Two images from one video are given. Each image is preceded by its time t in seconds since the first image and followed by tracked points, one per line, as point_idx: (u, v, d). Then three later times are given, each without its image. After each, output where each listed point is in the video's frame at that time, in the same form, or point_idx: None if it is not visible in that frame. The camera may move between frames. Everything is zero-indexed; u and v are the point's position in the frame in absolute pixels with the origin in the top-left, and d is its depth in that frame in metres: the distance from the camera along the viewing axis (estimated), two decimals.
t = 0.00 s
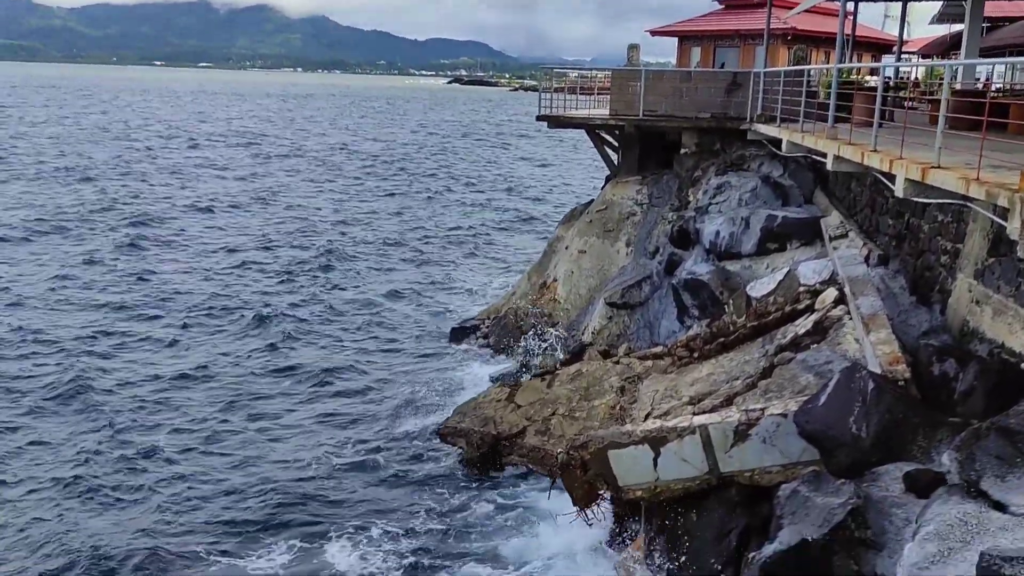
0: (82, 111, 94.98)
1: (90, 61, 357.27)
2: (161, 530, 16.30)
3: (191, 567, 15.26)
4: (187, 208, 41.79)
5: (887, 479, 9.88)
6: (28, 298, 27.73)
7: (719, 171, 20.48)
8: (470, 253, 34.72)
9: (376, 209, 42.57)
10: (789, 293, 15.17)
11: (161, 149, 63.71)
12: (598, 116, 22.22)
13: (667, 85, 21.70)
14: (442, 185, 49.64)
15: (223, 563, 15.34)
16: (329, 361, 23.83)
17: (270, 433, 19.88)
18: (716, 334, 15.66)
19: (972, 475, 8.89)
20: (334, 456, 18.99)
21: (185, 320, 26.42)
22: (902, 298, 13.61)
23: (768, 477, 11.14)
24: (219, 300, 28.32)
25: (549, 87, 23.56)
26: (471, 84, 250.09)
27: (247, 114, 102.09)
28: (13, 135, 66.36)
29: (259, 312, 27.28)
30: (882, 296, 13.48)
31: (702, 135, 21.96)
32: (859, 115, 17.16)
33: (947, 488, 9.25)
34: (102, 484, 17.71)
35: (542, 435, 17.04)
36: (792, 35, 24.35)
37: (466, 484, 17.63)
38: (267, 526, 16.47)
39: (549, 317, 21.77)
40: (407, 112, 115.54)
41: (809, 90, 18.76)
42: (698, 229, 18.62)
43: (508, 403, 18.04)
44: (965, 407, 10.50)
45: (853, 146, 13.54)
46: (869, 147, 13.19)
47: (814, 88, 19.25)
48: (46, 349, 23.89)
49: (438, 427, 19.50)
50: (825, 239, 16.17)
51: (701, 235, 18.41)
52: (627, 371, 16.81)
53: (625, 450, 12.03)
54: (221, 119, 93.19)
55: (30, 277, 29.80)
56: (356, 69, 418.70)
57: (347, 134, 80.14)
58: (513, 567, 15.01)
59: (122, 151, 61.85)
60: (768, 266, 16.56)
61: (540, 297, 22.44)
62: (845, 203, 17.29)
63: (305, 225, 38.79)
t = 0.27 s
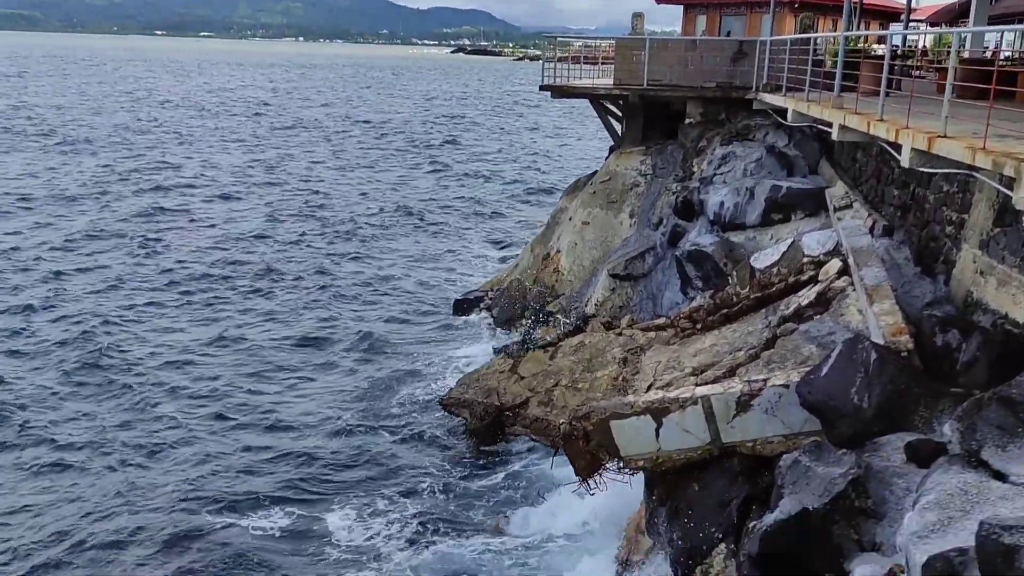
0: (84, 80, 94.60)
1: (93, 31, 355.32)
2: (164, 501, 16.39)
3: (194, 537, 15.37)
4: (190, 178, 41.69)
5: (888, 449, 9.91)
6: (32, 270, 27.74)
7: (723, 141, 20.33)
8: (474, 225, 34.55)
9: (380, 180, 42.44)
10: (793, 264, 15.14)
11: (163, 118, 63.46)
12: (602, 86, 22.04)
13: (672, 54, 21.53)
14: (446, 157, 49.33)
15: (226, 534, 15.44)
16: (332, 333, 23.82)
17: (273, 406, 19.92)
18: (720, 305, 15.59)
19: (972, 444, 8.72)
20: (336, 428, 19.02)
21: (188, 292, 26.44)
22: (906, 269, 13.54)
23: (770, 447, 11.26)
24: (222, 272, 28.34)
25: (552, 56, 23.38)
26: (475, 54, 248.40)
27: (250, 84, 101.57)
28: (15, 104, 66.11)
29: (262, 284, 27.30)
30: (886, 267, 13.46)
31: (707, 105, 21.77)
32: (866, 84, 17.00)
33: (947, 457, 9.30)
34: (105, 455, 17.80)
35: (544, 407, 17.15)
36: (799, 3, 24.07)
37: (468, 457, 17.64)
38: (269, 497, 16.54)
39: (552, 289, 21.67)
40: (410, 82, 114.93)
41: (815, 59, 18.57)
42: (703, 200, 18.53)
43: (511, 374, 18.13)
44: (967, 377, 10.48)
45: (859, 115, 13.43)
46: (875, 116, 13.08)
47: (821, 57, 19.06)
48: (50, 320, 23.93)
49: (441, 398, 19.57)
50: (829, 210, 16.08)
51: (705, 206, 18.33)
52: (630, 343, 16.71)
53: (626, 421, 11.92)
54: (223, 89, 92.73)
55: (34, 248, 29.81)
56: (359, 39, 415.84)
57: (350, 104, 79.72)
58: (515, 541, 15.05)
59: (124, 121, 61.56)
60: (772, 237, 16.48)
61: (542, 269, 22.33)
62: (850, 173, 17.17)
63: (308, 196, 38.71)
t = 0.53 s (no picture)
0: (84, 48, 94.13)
1: None
2: (169, 473, 16.53)
3: (199, 510, 15.53)
4: (192, 147, 41.57)
5: (891, 419, 9.92)
6: (34, 242, 27.74)
7: (728, 111, 20.17)
8: (477, 196, 34.39)
9: (382, 150, 42.31)
10: (798, 234, 15.07)
11: (165, 86, 63.17)
12: (606, 54, 21.89)
13: (677, 22, 21.33)
14: (448, 126, 49.00)
15: (230, 507, 15.59)
16: (335, 306, 23.87)
17: (275, 377, 19.98)
18: (724, 277, 15.55)
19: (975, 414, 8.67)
20: (339, 400, 19.11)
21: (192, 264, 26.49)
22: (910, 239, 13.49)
23: (773, 417, 11.28)
24: (225, 243, 28.35)
25: (556, 25, 23.18)
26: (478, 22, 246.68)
27: (251, 52, 101.00)
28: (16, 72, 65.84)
29: (266, 256, 27.33)
30: (891, 237, 13.39)
31: (712, 74, 21.52)
32: (873, 53, 16.82)
33: (950, 427, 9.31)
34: (110, 427, 17.91)
35: (547, 376, 17.29)
36: None
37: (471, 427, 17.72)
38: (273, 468, 16.67)
39: (555, 260, 21.62)
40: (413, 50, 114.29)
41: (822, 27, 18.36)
42: (707, 170, 18.42)
43: (514, 345, 18.05)
44: (970, 347, 10.49)
45: (866, 84, 13.29)
46: (882, 85, 12.95)
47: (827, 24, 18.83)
48: (55, 293, 24.00)
49: (444, 369, 19.63)
50: (835, 180, 15.98)
51: (709, 176, 18.22)
52: (633, 314, 16.71)
53: (629, 390, 11.95)
54: (224, 57, 92.25)
55: (38, 219, 29.82)
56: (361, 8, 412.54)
57: (352, 72, 79.31)
58: (518, 509, 15.13)
59: (124, 89, 61.16)
60: (777, 208, 16.39)
61: (545, 240, 22.27)
62: (855, 143, 17.04)
63: (311, 166, 38.62)
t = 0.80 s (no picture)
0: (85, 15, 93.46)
1: None
2: (174, 444, 16.59)
3: (203, 480, 15.61)
4: (195, 116, 41.36)
5: (894, 390, 9.94)
6: (36, 212, 27.68)
7: (733, 80, 19.98)
8: (480, 167, 34.19)
9: (385, 120, 42.09)
10: (803, 205, 15.03)
11: (166, 54, 62.79)
12: (609, 23, 21.77)
13: None
14: (452, 97, 48.61)
15: (234, 477, 15.66)
16: (338, 277, 23.83)
17: (280, 348, 20.02)
18: (727, 248, 15.52)
19: (980, 383, 8.68)
20: (343, 370, 19.15)
21: (196, 234, 26.44)
22: (916, 210, 13.42)
23: (776, 388, 11.29)
24: (229, 213, 28.29)
25: None
26: None
27: (252, 20, 100.22)
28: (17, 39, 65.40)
29: (269, 227, 27.27)
30: (896, 208, 13.33)
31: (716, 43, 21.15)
32: (881, 21, 16.62)
33: (953, 397, 9.34)
34: (114, 397, 17.96)
35: (551, 347, 17.45)
36: None
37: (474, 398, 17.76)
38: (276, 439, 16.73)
39: (559, 231, 21.59)
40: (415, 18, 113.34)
41: None
42: (712, 141, 18.30)
43: (518, 317, 18.15)
44: (975, 318, 10.51)
45: (873, 53, 13.16)
46: (890, 53, 12.82)
47: None
48: (59, 263, 23.99)
49: (448, 340, 19.68)
50: (840, 150, 15.87)
51: (714, 147, 18.11)
52: (636, 285, 16.78)
53: (633, 362, 11.91)
54: (225, 24, 91.56)
55: (41, 189, 29.75)
56: None
57: (354, 41, 78.68)
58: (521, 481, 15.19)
59: (125, 57, 60.77)
60: (781, 179, 16.29)
61: (549, 211, 22.22)
62: (861, 112, 16.91)
63: (313, 135, 38.45)
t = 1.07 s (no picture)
0: None
1: None
2: (177, 418, 16.61)
3: (202, 455, 15.65)
4: (195, 88, 41.09)
5: (896, 363, 9.93)
6: (34, 187, 27.60)
7: (737, 51, 19.78)
8: (482, 139, 33.99)
9: (386, 92, 41.79)
10: (807, 177, 14.99)
11: (165, 26, 62.25)
12: None
13: None
14: (454, 69, 48.19)
15: (234, 452, 15.70)
16: (338, 252, 23.75)
17: (283, 322, 20.02)
18: (729, 221, 15.44)
19: (984, 355, 8.65)
20: (346, 344, 19.17)
21: (197, 208, 26.35)
22: (920, 182, 13.31)
23: (778, 361, 11.27)
24: (230, 187, 28.16)
25: None
26: None
27: None
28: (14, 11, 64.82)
29: (271, 200, 27.15)
30: (900, 179, 13.23)
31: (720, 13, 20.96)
32: None
33: (955, 370, 9.32)
34: (113, 371, 17.98)
35: (552, 321, 17.47)
36: None
37: (474, 372, 17.76)
38: (276, 414, 16.76)
39: (560, 205, 21.49)
40: None
41: None
42: (715, 113, 18.14)
43: (520, 290, 18.22)
44: (978, 291, 10.45)
45: (879, 22, 12.98)
46: (896, 23, 12.64)
47: None
48: (60, 238, 23.93)
49: (450, 314, 19.75)
50: (844, 122, 15.71)
51: (717, 119, 17.96)
52: (638, 259, 16.73)
53: (636, 336, 11.85)
54: None
55: (41, 163, 29.63)
56: None
57: (354, 12, 78.00)
58: (521, 455, 15.23)
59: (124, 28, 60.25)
60: (784, 150, 16.13)
61: (551, 183, 22.09)
62: (866, 83, 16.74)
63: (314, 107, 38.18)
